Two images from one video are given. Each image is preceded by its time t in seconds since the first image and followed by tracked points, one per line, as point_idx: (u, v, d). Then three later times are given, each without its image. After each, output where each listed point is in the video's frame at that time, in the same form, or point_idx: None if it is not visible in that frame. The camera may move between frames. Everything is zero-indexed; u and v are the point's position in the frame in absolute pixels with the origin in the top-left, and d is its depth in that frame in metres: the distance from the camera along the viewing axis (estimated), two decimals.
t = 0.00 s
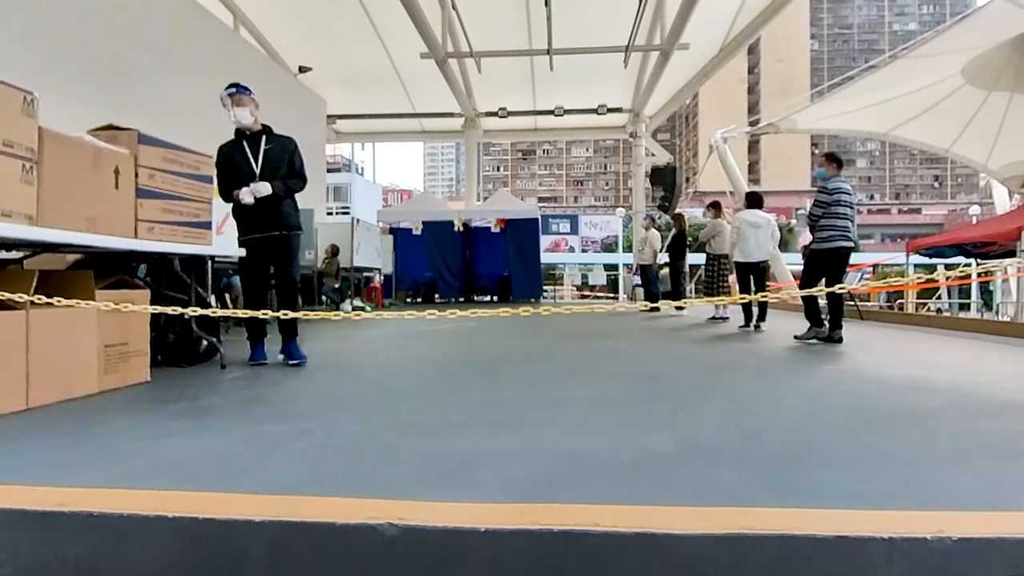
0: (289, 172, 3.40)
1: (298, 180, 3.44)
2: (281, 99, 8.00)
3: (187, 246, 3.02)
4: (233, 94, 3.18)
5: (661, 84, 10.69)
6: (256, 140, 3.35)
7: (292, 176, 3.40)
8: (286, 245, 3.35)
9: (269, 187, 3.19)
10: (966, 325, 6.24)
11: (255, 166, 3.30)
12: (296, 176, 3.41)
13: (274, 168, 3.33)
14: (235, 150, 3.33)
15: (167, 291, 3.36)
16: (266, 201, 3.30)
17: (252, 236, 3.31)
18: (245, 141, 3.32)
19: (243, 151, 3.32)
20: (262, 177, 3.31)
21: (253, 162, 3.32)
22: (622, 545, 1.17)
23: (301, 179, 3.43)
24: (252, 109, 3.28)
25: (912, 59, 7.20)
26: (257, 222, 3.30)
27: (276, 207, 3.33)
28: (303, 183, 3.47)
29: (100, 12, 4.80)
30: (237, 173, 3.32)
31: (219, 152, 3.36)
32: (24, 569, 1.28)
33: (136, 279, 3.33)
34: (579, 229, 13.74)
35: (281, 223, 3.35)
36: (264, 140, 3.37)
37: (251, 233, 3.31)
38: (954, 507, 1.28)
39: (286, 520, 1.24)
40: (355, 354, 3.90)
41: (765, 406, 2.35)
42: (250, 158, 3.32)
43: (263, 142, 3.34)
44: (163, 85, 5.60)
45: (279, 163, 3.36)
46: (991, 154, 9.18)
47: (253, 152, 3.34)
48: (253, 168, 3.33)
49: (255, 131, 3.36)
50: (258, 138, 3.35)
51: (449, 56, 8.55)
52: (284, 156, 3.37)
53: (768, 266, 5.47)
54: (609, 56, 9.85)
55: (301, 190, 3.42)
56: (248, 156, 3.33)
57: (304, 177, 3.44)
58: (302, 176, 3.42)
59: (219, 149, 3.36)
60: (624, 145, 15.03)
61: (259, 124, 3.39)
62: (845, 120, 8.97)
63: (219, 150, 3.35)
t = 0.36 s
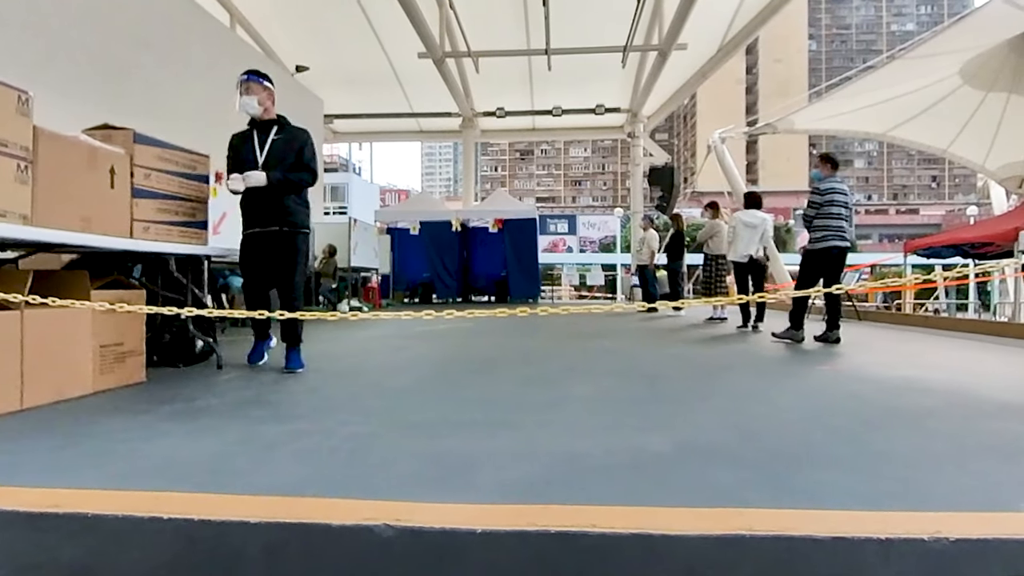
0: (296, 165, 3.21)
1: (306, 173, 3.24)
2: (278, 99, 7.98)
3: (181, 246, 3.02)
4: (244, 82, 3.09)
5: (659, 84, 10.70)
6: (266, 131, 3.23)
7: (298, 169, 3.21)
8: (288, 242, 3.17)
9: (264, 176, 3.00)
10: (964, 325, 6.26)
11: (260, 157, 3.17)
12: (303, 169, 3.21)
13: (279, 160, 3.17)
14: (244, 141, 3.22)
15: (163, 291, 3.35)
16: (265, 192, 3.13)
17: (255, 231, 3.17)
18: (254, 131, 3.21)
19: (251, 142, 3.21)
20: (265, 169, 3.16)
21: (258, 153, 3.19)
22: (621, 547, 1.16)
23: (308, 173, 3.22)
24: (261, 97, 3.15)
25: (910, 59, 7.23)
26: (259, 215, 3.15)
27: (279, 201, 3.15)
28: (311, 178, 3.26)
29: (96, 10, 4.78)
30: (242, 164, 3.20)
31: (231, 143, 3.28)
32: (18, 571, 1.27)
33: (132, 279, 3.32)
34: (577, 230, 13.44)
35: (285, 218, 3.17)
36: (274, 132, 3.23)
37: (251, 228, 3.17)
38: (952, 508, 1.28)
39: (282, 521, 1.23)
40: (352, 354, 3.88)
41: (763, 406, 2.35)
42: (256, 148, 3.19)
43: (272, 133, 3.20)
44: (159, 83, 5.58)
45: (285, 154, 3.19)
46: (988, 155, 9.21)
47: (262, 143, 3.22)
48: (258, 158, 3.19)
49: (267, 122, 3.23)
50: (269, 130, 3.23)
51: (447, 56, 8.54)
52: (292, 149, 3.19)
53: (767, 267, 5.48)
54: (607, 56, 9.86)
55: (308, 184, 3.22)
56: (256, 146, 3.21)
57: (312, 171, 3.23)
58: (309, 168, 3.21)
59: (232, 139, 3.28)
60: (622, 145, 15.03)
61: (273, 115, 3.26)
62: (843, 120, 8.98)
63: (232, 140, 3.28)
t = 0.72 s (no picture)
0: (277, 156, 2.90)
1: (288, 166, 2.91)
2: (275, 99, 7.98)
3: (177, 246, 3.01)
4: (237, 66, 2.87)
5: (657, 84, 10.70)
6: (253, 120, 2.96)
7: (279, 159, 2.89)
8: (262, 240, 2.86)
9: (229, 165, 2.73)
10: (962, 326, 6.27)
11: (241, 147, 2.90)
12: (284, 160, 2.88)
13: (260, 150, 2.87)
14: (231, 130, 2.98)
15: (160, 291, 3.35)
16: (241, 184, 2.84)
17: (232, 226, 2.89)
18: (242, 120, 2.95)
19: (237, 131, 2.96)
20: (244, 159, 2.88)
21: (242, 142, 2.92)
22: (619, 548, 1.16)
23: (290, 164, 2.89)
24: (249, 83, 2.89)
25: (908, 60, 7.23)
26: (235, 209, 2.87)
27: (256, 193, 2.85)
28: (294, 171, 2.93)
29: (92, 9, 4.77)
30: (225, 154, 2.95)
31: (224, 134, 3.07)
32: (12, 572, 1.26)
33: (128, 279, 3.31)
34: (575, 230, 13.69)
35: (263, 213, 2.86)
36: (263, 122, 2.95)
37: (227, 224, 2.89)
38: (949, 508, 1.28)
39: (278, 522, 1.22)
40: (350, 355, 3.87)
41: (762, 407, 2.35)
42: (241, 137, 2.93)
43: (259, 122, 2.93)
44: (155, 82, 5.57)
45: (267, 143, 2.89)
46: (986, 155, 9.23)
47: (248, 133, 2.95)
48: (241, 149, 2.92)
49: (257, 110, 2.97)
50: (257, 118, 2.95)
51: (445, 55, 8.52)
52: (275, 138, 2.89)
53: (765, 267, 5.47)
54: (606, 56, 9.88)
55: (287, 177, 2.88)
56: (241, 135, 2.95)
57: (294, 162, 2.90)
58: (290, 160, 2.88)
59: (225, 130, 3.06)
60: (621, 145, 15.04)
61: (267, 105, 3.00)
62: (841, 121, 8.98)
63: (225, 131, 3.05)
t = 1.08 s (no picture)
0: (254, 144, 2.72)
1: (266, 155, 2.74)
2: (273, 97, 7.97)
3: (174, 246, 3.03)
4: (208, 40, 2.63)
5: (655, 84, 10.70)
6: (222, 101, 2.73)
7: (256, 147, 2.71)
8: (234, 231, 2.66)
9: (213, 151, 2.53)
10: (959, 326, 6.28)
11: (210, 130, 2.66)
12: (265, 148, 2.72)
13: (235, 135, 2.66)
14: (194, 108, 2.71)
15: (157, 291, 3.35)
16: (214, 171, 2.63)
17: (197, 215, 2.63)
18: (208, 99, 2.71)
19: (203, 111, 2.71)
20: (215, 143, 2.65)
21: (209, 125, 2.68)
22: (617, 548, 1.16)
23: (271, 154, 2.73)
24: (221, 58, 2.66)
25: (907, 60, 7.23)
26: (202, 196, 2.63)
27: (229, 182, 2.65)
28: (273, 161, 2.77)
29: (87, 8, 4.74)
30: (188, 135, 2.69)
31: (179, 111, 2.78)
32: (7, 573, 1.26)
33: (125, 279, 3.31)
34: (573, 229, 13.77)
35: (237, 202, 2.65)
36: (234, 104, 2.73)
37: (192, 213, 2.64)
38: (946, 508, 1.28)
39: (274, 522, 1.22)
40: (347, 355, 3.86)
41: (759, 407, 2.35)
42: (209, 119, 2.69)
43: (230, 104, 2.71)
44: (151, 81, 5.55)
45: (242, 128, 2.69)
46: (985, 155, 9.25)
47: (216, 114, 2.71)
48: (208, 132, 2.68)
49: (225, 90, 2.74)
50: (225, 99, 2.73)
51: (443, 55, 8.51)
52: (253, 124, 2.70)
53: (764, 268, 5.47)
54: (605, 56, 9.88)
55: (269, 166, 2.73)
56: (208, 116, 2.71)
57: (275, 152, 2.75)
58: (272, 149, 2.73)
59: (182, 106, 2.77)
60: (619, 145, 15.03)
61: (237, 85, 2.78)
62: (839, 121, 8.97)
63: (182, 107, 2.77)
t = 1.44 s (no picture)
0: (228, 136, 2.40)
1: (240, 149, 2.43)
2: (268, 97, 7.86)
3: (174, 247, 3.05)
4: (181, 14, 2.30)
5: (654, 84, 10.68)
6: (190, 84, 2.40)
7: (232, 141, 2.40)
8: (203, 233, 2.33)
9: (183, 148, 2.21)
10: (957, 327, 6.29)
11: (177, 118, 2.34)
12: (241, 143, 2.41)
13: (205, 127, 2.34)
14: (159, 91, 2.38)
15: (154, 292, 3.34)
16: (183, 168, 2.31)
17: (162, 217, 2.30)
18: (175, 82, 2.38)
19: (168, 95, 2.37)
20: (184, 134, 2.33)
21: (176, 112, 2.35)
22: (614, 548, 1.16)
23: (248, 149, 2.42)
24: (193, 36, 2.34)
25: (906, 60, 7.21)
26: (168, 194, 2.30)
27: (199, 179, 2.33)
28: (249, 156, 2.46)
29: (84, 7, 4.73)
30: (151, 123, 2.35)
31: (139, 92, 2.43)
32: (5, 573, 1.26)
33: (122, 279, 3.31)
34: (573, 231, 13.58)
35: (207, 204, 2.33)
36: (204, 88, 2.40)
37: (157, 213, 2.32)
38: (944, 509, 1.27)
39: (272, 522, 1.22)
40: (345, 356, 3.85)
41: (757, 408, 2.35)
42: (175, 105, 2.36)
43: (199, 88, 2.38)
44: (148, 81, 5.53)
45: (214, 118, 2.37)
46: (983, 155, 9.26)
47: (182, 99, 2.38)
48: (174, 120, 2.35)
49: (195, 72, 2.41)
50: (194, 82, 2.40)
51: (442, 55, 8.50)
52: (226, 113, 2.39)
53: (762, 268, 5.47)
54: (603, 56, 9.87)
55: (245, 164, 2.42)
56: (174, 101, 2.37)
57: (252, 147, 2.45)
58: (249, 144, 2.42)
59: (142, 87, 2.42)
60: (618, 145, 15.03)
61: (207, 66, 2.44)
62: (838, 121, 8.95)
63: (142, 88, 2.42)
